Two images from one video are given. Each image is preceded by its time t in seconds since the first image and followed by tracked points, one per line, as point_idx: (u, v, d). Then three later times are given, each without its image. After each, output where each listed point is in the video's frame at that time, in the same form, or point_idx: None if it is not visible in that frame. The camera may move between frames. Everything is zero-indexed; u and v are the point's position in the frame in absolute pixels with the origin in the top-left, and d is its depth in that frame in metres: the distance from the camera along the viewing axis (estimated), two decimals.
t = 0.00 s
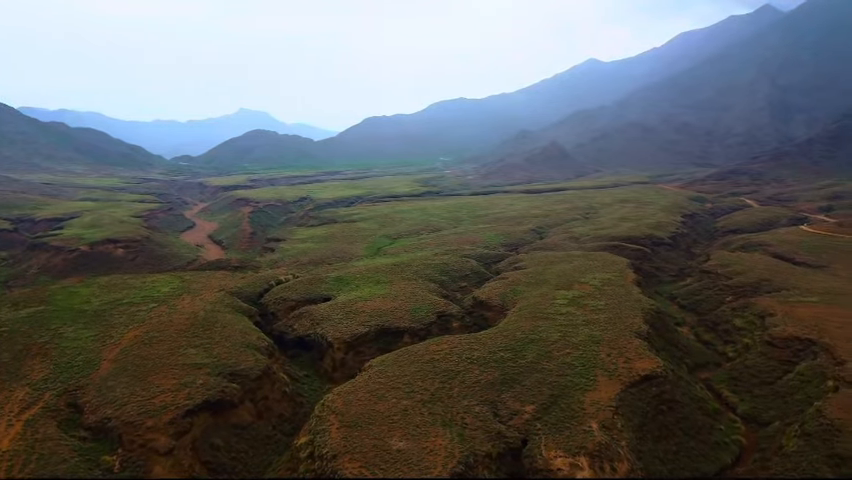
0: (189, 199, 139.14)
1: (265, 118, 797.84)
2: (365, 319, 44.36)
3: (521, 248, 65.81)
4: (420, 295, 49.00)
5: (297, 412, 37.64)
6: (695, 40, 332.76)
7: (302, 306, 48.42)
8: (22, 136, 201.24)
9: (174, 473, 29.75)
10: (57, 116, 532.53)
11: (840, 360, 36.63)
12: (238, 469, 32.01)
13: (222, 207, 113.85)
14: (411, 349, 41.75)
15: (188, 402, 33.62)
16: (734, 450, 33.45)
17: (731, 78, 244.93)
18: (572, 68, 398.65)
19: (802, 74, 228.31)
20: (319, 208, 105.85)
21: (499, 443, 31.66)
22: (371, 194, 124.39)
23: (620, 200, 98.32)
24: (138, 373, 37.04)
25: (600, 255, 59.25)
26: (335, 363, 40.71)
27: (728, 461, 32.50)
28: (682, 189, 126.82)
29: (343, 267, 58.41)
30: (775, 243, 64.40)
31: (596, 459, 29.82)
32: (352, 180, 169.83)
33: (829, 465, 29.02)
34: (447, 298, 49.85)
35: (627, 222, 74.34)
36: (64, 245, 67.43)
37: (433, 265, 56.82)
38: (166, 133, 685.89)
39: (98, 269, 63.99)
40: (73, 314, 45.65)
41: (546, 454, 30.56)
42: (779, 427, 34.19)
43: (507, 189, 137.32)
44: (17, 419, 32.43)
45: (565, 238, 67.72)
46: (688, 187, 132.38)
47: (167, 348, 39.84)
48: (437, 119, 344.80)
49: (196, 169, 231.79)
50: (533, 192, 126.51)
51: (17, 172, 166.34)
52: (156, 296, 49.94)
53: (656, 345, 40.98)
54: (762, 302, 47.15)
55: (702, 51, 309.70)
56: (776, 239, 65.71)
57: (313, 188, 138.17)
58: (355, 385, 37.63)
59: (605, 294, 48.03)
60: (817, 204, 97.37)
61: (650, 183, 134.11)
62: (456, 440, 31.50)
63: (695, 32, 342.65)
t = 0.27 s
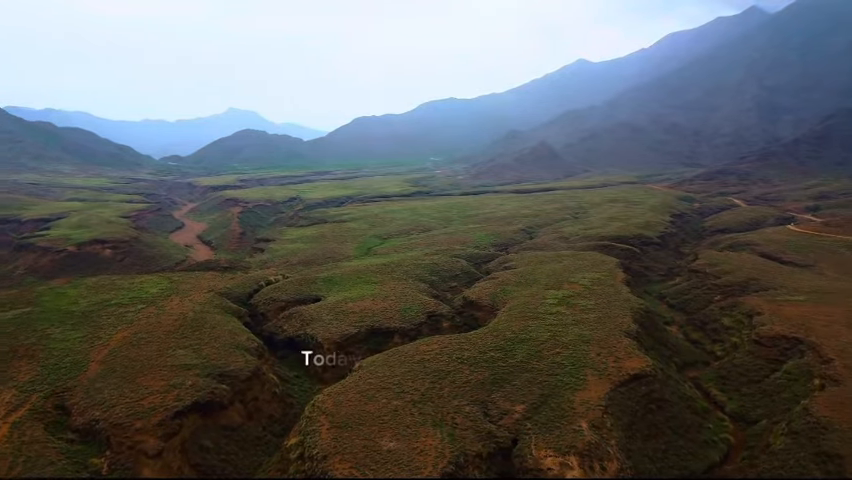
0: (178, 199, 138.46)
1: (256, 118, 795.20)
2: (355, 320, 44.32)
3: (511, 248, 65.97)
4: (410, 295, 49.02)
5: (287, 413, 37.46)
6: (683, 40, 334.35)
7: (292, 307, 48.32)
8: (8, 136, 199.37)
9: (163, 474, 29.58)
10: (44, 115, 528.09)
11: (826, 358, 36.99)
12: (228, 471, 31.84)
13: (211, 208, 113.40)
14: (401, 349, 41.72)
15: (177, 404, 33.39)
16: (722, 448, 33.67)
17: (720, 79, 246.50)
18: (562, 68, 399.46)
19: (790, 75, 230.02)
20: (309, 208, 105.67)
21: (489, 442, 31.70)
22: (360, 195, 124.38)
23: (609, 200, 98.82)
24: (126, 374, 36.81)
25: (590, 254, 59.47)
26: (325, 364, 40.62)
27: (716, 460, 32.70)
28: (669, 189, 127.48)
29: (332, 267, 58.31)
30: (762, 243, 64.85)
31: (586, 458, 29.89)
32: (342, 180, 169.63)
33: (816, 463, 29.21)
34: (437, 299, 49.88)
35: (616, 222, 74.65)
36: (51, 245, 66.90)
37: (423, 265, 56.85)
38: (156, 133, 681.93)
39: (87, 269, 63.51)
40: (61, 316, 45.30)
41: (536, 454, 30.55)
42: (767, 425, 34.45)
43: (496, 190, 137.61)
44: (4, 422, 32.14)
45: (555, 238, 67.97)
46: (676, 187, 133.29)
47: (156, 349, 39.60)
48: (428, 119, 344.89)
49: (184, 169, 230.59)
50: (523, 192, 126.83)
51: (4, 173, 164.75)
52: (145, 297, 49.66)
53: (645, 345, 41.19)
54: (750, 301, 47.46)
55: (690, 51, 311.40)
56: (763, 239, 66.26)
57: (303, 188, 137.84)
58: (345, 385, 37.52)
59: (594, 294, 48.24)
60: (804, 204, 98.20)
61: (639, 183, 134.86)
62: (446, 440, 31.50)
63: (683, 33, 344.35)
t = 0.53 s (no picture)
0: (163, 200, 137.43)
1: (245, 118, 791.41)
2: (343, 320, 44.27)
3: (498, 248, 66.16)
4: (397, 295, 49.02)
5: (274, 414, 37.27)
6: (669, 41, 337.06)
7: (280, 307, 48.16)
8: None
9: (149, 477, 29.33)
10: (28, 115, 522.04)
11: (809, 356, 37.43)
12: (215, 473, 31.65)
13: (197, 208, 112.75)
14: (389, 349, 41.68)
15: (162, 406, 33.15)
16: (707, 446, 33.94)
17: (706, 80, 248.79)
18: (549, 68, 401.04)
19: (774, 76, 232.63)
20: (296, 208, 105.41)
21: (476, 442, 31.71)
22: (348, 195, 124.25)
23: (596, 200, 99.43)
24: (111, 377, 36.48)
25: (577, 254, 59.77)
26: (312, 365, 40.51)
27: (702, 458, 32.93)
28: (655, 189, 128.49)
29: (319, 268, 58.18)
30: (746, 242, 65.50)
31: (573, 457, 29.98)
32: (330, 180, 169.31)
33: (799, 460, 29.48)
34: (425, 299, 49.89)
35: (602, 222, 75.06)
36: (34, 246, 66.16)
37: (410, 265, 56.86)
38: (143, 133, 676.75)
39: (70, 270, 62.83)
40: (44, 318, 44.86)
41: (524, 453, 30.58)
42: (751, 422, 34.77)
43: (483, 190, 137.87)
44: None
45: (542, 238, 68.28)
46: (663, 187, 134.34)
47: (142, 351, 39.30)
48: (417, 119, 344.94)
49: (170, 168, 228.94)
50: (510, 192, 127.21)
51: None
52: (130, 298, 49.29)
53: (632, 344, 41.43)
54: (734, 300, 47.90)
55: (676, 53, 314.16)
56: (747, 238, 66.96)
57: (290, 189, 137.35)
58: (332, 386, 37.41)
59: (581, 293, 48.49)
60: (787, 204, 99.39)
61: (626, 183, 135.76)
62: (434, 440, 31.49)
63: (668, 34, 347.14)
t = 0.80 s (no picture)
0: (145, 200, 136.12)
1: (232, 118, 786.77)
2: (327, 320, 44.17)
3: (483, 248, 66.32)
4: (382, 295, 49.00)
5: (259, 415, 37.07)
6: (653, 41, 339.74)
7: (264, 308, 47.95)
8: None
9: None
10: (9, 115, 514.86)
11: (789, 354, 37.88)
12: (198, 475, 31.40)
13: (180, 208, 111.83)
14: (373, 349, 41.61)
15: (145, 407, 32.83)
16: (690, 444, 34.23)
17: (690, 80, 251.11)
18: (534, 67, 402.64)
19: (757, 77, 235.39)
20: (280, 209, 104.91)
21: (461, 442, 31.73)
22: (332, 195, 124.07)
23: (581, 199, 100.03)
24: (93, 379, 36.08)
25: (561, 254, 60.11)
26: (297, 365, 40.39)
27: (685, 456, 33.18)
28: (638, 188, 129.59)
29: (304, 268, 58.02)
30: (728, 241, 66.26)
31: (557, 456, 30.07)
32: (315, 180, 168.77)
33: (780, 456, 29.73)
34: (410, 299, 49.89)
35: (587, 222, 75.51)
36: (12, 247, 65.19)
37: (395, 265, 56.86)
38: (128, 133, 670.42)
39: (51, 272, 61.99)
40: (24, 320, 44.28)
41: (509, 453, 30.62)
42: (733, 420, 35.12)
43: (468, 189, 138.16)
44: None
45: (527, 237, 68.61)
46: (647, 186, 135.55)
47: (124, 353, 38.94)
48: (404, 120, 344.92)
49: (153, 168, 226.95)
50: (495, 192, 127.58)
51: None
52: (112, 299, 48.80)
53: (615, 343, 41.74)
54: (716, 299, 48.39)
55: (660, 53, 316.94)
56: (729, 237, 67.78)
57: (274, 189, 136.65)
58: (316, 386, 37.28)
59: (565, 293, 48.74)
60: (767, 204, 100.67)
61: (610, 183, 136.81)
62: (419, 440, 31.46)
63: (652, 34, 349.93)
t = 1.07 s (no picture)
0: (130, 200, 134.98)
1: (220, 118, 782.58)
2: (314, 321, 44.04)
3: (471, 248, 66.42)
4: (370, 296, 48.91)
5: (245, 417, 36.88)
6: (638, 42, 341.91)
7: (251, 309, 47.71)
8: None
9: None
10: None
11: (773, 352, 38.23)
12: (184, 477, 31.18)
13: (165, 208, 110.98)
14: (361, 350, 41.53)
15: (131, 409, 32.52)
16: (676, 442, 34.49)
17: (676, 80, 253.03)
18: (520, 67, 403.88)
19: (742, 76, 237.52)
20: (267, 209, 104.47)
21: (449, 442, 31.72)
22: (319, 195, 123.78)
23: (568, 199, 100.48)
24: (77, 381, 35.72)
25: (548, 253, 60.36)
26: (284, 366, 40.24)
27: (671, 454, 33.44)
28: (624, 188, 130.47)
29: (291, 268, 57.81)
30: (713, 240, 66.85)
31: (545, 455, 30.12)
32: (302, 180, 168.28)
33: (764, 453, 29.95)
34: (397, 299, 49.87)
35: (573, 221, 75.81)
36: None
37: (382, 265, 56.78)
38: (114, 133, 664.46)
39: (34, 273, 61.25)
40: (6, 322, 43.78)
41: (496, 452, 30.67)
42: (719, 418, 35.41)
43: (455, 189, 138.37)
44: None
45: (514, 237, 68.84)
46: (633, 186, 136.45)
47: (109, 355, 38.60)
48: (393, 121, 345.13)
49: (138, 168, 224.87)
50: (483, 191, 127.83)
51: None
52: (96, 300, 48.37)
53: (601, 342, 41.94)
54: (701, 298, 48.77)
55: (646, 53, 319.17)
56: (714, 236, 68.38)
57: (261, 189, 135.98)
58: (304, 387, 37.15)
59: (553, 292, 48.91)
60: (751, 203, 101.63)
61: (597, 183, 137.55)
62: (407, 440, 31.42)
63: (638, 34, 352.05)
